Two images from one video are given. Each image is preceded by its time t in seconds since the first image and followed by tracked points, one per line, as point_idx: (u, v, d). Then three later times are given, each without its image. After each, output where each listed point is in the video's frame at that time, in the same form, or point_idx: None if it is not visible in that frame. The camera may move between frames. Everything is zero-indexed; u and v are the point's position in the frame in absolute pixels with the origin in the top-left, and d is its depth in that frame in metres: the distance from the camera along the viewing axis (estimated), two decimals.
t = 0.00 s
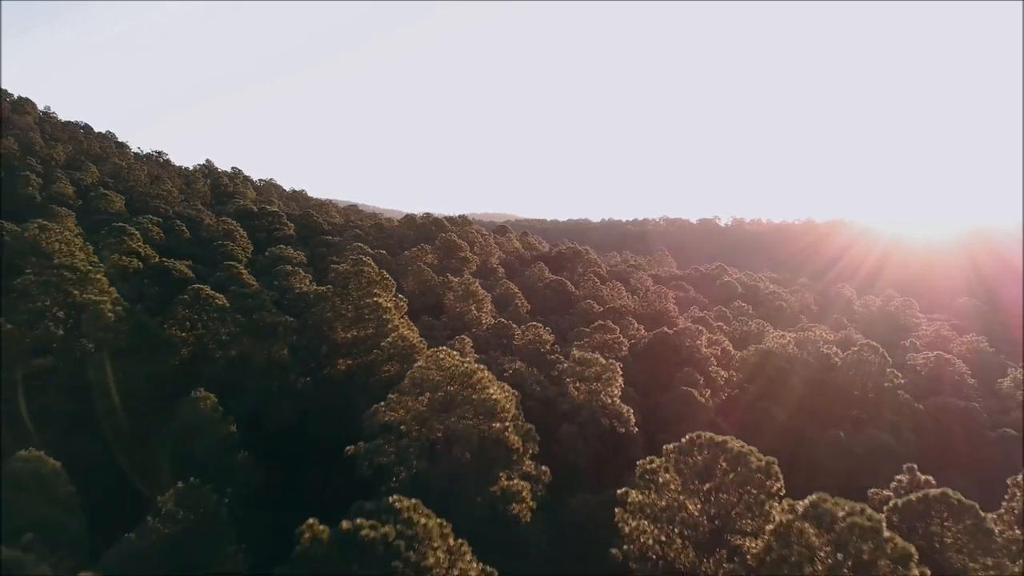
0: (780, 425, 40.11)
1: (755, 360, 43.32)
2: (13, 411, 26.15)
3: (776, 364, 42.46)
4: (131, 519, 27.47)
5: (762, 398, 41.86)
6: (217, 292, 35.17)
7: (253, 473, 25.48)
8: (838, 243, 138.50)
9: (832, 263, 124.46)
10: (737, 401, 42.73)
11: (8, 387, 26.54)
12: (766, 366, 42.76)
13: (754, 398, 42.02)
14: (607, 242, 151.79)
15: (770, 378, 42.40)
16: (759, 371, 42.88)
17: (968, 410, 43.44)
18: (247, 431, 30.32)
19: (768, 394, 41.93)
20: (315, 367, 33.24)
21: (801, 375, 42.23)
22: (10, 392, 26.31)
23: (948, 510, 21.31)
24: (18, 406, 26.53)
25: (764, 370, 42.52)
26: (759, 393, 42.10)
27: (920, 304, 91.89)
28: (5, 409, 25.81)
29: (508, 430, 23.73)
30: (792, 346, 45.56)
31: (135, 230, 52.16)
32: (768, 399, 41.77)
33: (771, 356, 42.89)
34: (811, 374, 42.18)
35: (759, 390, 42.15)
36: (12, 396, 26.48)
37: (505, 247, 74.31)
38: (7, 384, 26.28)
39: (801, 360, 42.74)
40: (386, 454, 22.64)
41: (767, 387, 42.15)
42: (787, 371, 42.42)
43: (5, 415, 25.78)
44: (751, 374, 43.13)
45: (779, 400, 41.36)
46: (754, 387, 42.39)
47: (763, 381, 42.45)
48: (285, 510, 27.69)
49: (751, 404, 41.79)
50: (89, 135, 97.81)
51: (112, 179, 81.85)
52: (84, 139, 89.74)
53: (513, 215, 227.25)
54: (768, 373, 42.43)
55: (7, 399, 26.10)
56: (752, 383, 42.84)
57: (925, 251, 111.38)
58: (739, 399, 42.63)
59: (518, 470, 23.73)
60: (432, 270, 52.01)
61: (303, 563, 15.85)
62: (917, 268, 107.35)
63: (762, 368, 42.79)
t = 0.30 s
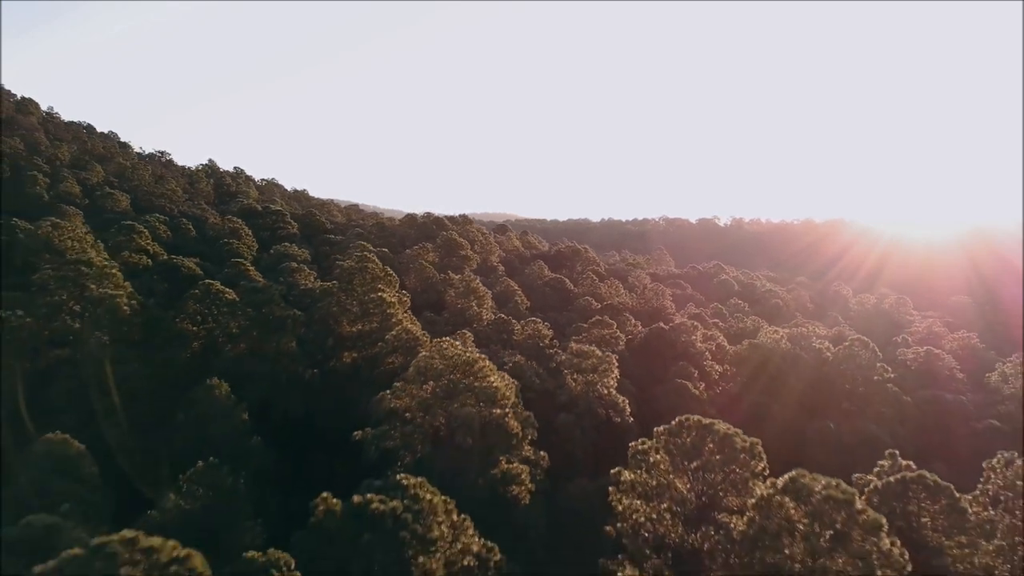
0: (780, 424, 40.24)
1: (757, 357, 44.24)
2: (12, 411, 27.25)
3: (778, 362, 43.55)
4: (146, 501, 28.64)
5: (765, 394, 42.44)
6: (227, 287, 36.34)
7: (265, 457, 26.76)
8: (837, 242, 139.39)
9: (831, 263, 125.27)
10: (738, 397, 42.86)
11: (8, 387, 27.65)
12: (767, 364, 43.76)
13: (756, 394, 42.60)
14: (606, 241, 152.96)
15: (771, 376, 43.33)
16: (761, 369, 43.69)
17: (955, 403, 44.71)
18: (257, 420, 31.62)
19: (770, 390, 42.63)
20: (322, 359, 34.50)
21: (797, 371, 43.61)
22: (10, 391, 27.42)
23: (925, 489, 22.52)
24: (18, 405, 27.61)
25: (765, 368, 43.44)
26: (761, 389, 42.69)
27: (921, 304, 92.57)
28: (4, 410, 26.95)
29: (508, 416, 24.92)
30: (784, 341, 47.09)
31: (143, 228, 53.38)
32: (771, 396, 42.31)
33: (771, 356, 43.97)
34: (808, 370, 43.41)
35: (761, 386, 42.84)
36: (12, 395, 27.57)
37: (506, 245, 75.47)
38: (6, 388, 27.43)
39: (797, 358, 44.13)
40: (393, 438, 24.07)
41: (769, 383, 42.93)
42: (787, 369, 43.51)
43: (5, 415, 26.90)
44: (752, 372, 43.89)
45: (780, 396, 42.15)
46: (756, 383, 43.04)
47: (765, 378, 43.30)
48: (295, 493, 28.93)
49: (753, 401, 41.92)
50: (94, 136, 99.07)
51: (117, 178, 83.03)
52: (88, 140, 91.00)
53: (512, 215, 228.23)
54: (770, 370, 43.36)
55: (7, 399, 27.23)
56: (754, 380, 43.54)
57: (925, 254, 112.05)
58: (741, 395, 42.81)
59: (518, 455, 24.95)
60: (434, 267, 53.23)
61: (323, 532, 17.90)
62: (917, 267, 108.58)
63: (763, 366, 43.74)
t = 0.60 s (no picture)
0: (780, 422, 41.19)
1: (758, 356, 45.32)
2: (12, 410, 27.48)
3: (778, 362, 44.68)
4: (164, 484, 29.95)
5: (765, 394, 43.45)
6: (237, 282, 37.53)
7: (277, 442, 28.15)
8: (835, 242, 140.33)
9: (830, 263, 126.15)
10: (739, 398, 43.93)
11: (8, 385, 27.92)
12: (767, 364, 44.88)
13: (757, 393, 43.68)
14: (605, 241, 154.34)
15: (770, 376, 44.45)
16: (761, 369, 44.82)
17: (943, 395, 46.06)
18: (269, 408, 33.00)
19: (770, 390, 43.71)
20: (329, 351, 35.80)
21: (793, 368, 44.58)
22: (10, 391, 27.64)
23: (901, 470, 23.70)
24: (18, 404, 27.85)
25: (765, 368, 44.57)
26: (762, 389, 43.74)
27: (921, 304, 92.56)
28: (5, 410, 27.13)
29: (508, 402, 26.25)
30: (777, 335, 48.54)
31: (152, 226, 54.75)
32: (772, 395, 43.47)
33: (773, 353, 45.20)
34: (807, 369, 44.28)
35: (761, 386, 43.92)
36: (13, 394, 27.84)
37: (506, 244, 76.79)
38: (6, 388, 27.67)
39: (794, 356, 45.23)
40: (398, 422, 25.59)
41: (769, 383, 43.96)
42: (787, 369, 44.65)
43: (5, 415, 27.15)
44: (753, 372, 44.98)
45: (781, 395, 43.12)
46: (757, 383, 44.04)
47: (766, 378, 44.42)
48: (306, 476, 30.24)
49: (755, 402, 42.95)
50: (100, 136, 100.51)
51: (123, 178, 84.37)
52: (93, 140, 92.38)
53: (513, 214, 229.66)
54: (769, 370, 44.49)
55: (7, 399, 27.41)
56: (755, 380, 44.56)
57: (925, 251, 110.76)
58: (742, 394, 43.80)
59: (517, 439, 26.28)
60: (436, 264, 54.58)
61: (336, 504, 19.37)
62: (916, 267, 108.59)
63: (763, 366, 44.84)
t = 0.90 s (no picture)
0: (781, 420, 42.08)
1: (757, 356, 46.18)
2: (12, 411, 28.22)
3: (777, 363, 45.99)
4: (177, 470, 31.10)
5: (765, 393, 44.71)
6: (245, 279, 38.84)
7: (286, 430, 29.31)
8: (835, 241, 141.06)
9: (829, 264, 127.06)
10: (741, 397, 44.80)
11: (8, 389, 28.90)
12: (767, 364, 45.98)
13: (758, 392, 44.82)
14: (605, 241, 155.55)
15: (770, 376, 45.70)
16: (761, 369, 45.81)
17: (932, 388, 47.18)
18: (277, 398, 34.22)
19: (771, 389, 45.09)
20: (334, 344, 37.08)
21: (792, 368, 46.31)
22: (10, 393, 28.58)
23: (882, 455, 24.72)
24: (17, 405, 28.61)
25: (765, 368, 45.70)
26: (762, 389, 44.88)
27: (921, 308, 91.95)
28: (5, 410, 27.91)
29: (508, 390, 27.48)
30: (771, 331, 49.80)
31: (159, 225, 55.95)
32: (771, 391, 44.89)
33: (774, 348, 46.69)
34: (806, 369, 46.09)
35: (762, 385, 45.06)
36: (12, 396, 28.76)
37: (506, 243, 77.92)
38: (6, 389, 28.70)
39: (793, 356, 46.99)
40: (404, 410, 26.70)
41: (770, 383, 45.23)
42: (786, 370, 46.20)
43: (5, 415, 27.87)
44: (753, 372, 45.83)
45: (783, 393, 44.75)
46: (757, 383, 45.04)
47: (766, 377, 45.61)
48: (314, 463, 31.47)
49: (759, 399, 43.91)
50: (104, 137, 101.78)
51: (127, 178, 85.57)
52: (97, 140, 93.61)
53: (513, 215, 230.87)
54: (769, 370, 45.68)
55: (7, 400, 28.30)
56: (756, 379, 45.63)
57: (925, 249, 106.69)
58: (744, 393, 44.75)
59: (517, 426, 27.43)
60: (437, 262, 55.74)
61: (346, 481, 20.63)
62: (917, 268, 105.92)
63: (763, 366, 45.87)
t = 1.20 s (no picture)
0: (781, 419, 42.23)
1: (758, 357, 47.19)
2: (13, 411, 28.14)
3: (777, 363, 46.71)
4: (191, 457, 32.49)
5: (765, 391, 44.77)
6: (253, 274, 40.14)
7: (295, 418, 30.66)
8: (835, 241, 141.88)
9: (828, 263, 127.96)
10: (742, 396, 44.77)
11: (10, 390, 29.18)
12: (767, 365, 46.77)
13: (757, 390, 44.85)
14: (604, 241, 156.70)
15: (771, 375, 46.15)
16: (761, 369, 46.52)
17: (922, 381, 48.42)
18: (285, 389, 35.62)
19: (771, 387, 45.11)
20: (339, 338, 38.48)
21: (792, 367, 46.64)
22: (11, 393, 28.83)
23: (866, 440, 25.85)
24: (17, 406, 28.56)
25: (766, 368, 46.37)
26: (762, 387, 45.06)
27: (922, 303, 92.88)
28: (5, 411, 27.84)
29: (508, 378, 28.70)
30: (765, 327, 51.13)
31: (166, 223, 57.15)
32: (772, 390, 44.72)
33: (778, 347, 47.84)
34: (806, 368, 46.49)
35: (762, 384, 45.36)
36: (13, 396, 28.82)
37: (506, 242, 79.15)
38: (8, 389, 28.96)
39: (793, 356, 47.43)
40: (408, 398, 27.84)
41: (769, 382, 45.53)
42: (786, 370, 46.52)
43: (5, 416, 27.77)
44: (753, 372, 46.36)
45: (782, 390, 44.70)
46: (756, 382, 45.38)
47: (766, 377, 45.90)
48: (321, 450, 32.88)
49: (757, 396, 43.72)
50: (108, 137, 102.97)
51: (132, 177, 86.74)
52: (101, 140, 94.73)
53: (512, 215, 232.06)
54: (769, 370, 46.27)
55: (7, 401, 28.22)
56: (756, 378, 45.78)
57: (925, 250, 109.98)
58: (744, 391, 44.78)
59: (517, 414, 28.55)
60: (439, 259, 56.98)
61: (356, 464, 21.95)
62: (917, 267, 107.75)
63: (764, 366, 46.60)
